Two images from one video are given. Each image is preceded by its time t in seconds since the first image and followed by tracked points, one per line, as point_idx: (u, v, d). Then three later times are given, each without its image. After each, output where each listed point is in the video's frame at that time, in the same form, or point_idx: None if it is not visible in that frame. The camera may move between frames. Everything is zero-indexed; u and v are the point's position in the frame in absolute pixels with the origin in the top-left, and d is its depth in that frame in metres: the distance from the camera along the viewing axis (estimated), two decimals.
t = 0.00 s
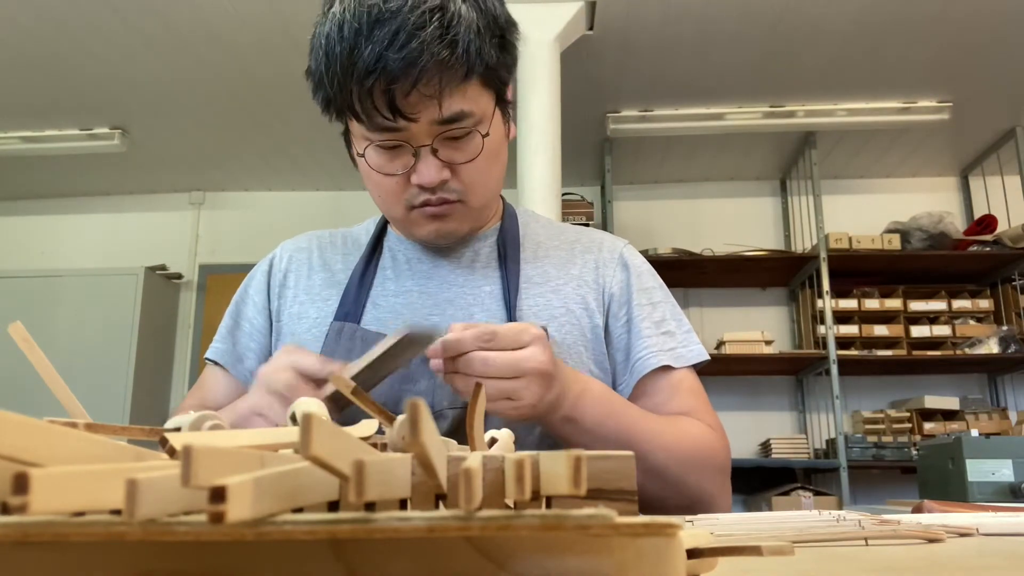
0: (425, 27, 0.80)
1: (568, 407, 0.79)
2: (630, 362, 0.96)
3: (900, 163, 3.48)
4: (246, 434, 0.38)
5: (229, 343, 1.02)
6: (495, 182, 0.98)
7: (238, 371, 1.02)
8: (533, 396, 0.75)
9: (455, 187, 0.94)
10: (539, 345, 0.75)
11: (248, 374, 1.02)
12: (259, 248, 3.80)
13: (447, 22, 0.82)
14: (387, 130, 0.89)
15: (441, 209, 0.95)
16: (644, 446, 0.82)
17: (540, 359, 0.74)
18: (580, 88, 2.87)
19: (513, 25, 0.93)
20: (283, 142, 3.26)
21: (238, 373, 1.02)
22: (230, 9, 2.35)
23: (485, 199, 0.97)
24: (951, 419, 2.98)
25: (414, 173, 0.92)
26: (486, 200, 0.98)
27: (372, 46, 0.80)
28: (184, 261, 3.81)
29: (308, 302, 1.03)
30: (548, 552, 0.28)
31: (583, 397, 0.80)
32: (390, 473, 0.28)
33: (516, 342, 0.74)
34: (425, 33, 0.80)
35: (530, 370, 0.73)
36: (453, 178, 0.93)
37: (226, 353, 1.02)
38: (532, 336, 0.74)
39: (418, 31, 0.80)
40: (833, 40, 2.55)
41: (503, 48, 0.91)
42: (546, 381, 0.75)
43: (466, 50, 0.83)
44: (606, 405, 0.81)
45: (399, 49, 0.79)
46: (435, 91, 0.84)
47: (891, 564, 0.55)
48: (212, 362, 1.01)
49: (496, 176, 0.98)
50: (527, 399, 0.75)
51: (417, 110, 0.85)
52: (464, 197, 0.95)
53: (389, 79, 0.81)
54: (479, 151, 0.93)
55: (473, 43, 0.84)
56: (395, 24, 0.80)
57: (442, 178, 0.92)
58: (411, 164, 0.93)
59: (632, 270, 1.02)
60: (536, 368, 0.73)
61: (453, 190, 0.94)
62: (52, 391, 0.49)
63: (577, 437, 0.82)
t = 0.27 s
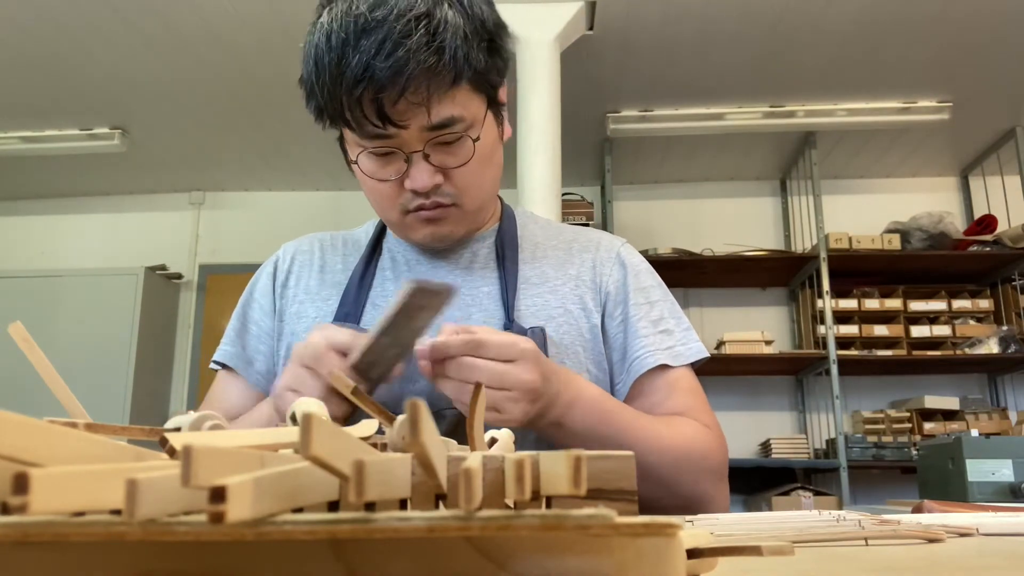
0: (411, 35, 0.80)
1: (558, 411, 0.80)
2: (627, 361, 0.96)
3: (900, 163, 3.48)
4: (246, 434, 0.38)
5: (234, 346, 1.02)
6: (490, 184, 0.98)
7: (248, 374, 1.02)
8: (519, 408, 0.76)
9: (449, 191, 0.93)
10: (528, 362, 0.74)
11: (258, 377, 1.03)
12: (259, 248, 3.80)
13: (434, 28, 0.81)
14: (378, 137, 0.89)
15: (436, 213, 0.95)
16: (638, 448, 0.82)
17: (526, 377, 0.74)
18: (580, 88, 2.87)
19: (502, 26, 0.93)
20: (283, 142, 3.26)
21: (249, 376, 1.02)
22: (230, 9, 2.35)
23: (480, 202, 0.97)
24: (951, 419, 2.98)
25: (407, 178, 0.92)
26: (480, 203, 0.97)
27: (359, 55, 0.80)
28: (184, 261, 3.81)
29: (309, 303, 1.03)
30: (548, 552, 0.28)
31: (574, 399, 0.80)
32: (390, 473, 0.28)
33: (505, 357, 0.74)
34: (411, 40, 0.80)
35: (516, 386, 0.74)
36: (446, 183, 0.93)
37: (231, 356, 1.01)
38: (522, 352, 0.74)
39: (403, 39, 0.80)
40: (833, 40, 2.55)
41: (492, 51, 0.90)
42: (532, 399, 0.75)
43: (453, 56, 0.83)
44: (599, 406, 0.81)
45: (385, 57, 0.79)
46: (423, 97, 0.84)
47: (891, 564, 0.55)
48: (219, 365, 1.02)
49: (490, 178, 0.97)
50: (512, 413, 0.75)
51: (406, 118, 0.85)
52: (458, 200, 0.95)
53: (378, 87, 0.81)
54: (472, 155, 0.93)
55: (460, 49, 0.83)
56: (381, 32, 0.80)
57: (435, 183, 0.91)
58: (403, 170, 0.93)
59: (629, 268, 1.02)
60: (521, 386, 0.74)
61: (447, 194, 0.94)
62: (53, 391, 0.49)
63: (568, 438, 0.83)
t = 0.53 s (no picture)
0: (415, 32, 0.80)
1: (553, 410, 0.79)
2: (631, 364, 0.96)
3: (900, 163, 3.48)
4: (248, 434, 0.38)
5: (240, 342, 1.00)
6: (495, 182, 0.98)
7: (253, 372, 0.99)
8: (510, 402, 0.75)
9: (454, 188, 0.93)
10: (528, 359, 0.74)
11: (262, 374, 1.00)
12: (259, 248, 3.79)
13: (437, 25, 0.82)
14: (383, 134, 0.89)
15: (441, 211, 0.95)
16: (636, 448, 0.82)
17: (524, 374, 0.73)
18: (580, 88, 2.87)
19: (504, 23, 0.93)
20: (282, 142, 3.26)
21: (254, 373, 0.99)
22: (230, 9, 2.35)
23: (485, 199, 0.97)
24: (951, 419, 2.98)
25: (412, 176, 0.92)
26: (485, 200, 0.97)
27: (363, 53, 0.80)
28: (184, 261, 3.80)
29: (311, 301, 1.03)
30: (547, 552, 0.28)
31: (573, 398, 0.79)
32: (390, 474, 0.28)
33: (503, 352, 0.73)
34: (415, 37, 0.80)
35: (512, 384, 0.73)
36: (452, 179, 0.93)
37: (238, 352, 0.99)
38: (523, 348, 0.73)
39: (407, 36, 0.80)
40: (833, 40, 2.55)
41: (494, 49, 0.91)
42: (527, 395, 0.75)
43: (457, 52, 0.83)
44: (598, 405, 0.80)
45: (389, 54, 0.79)
46: (428, 94, 0.84)
47: (891, 564, 0.55)
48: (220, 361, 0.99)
49: (495, 176, 0.97)
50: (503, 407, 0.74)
51: (411, 114, 0.85)
52: (463, 197, 0.94)
53: (382, 85, 0.81)
54: (477, 152, 0.93)
55: (463, 46, 0.84)
56: (385, 30, 0.80)
57: (441, 180, 0.91)
58: (408, 168, 0.93)
59: (633, 271, 1.02)
60: (518, 382, 0.73)
61: (452, 191, 0.94)
62: (52, 391, 0.49)
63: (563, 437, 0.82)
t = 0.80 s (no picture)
0: (409, 27, 0.81)
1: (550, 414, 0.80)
2: (630, 360, 0.96)
3: (900, 163, 3.48)
4: (247, 434, 0.38)
5: (235, 347, 1.02)
6: (492, 179, 0.97)
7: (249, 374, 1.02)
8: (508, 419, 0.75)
9: (451, 185, 0.93)
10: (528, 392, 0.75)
11: (259, 375, 1.02)
12: (259, 248, 3.79)
13: (431, 20, 0.82)
14: (378, 131, 0.88)
15: (437, 208, 0.95)
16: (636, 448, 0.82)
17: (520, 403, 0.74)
18: (580, 88, 2.87)
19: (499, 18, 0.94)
20: (283, 142, 3.26)
21: (250, 375, 1.02)
22: (231, 9, 2.35)
23: (481, 196, 0.97)
24: (951, 419, 2.98)
25: (407, 173, 0.92)
26: (482, 197, 0.97)
27: (356, 48, 0.80)
28: (184, 261, 3.80)
29: (306, 301, 1.03)
30: (548, 552, 0.28)
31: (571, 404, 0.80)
32: (390, 473, 0.28)
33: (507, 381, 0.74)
34: (409, 32, 0.80)
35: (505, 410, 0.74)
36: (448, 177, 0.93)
37: (232, 357, 1.01)
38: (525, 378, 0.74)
39: (400, 31, 0.80)
40: (833, 40, 2.56)
41: (488, 43, 0.91)
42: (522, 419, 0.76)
43: (451, 46, 0.83)
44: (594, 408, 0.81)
45: (382, 49, 0.79)
46: (422, 89, 0.84)
47: (892, 564, 0.55)
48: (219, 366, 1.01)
49: (491, 172, 0.97)
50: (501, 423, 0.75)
51: (407, 111, 0.85)
52: (460, 194, 0.94)
53: (376, 80, 0.81)
54: (472, 148, 0.93)
55: (458, 40, 0.84)
56: (378, 25, 0.80)
57: (437, 177, 0.91)
58: (404, 165, 0.92)
59: (631, 267, 1.02)
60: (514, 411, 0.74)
61: (449, 188, 0.93)
62: (53, 391, 0.49)
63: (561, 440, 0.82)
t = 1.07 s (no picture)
0: (366, 12, 0.82)
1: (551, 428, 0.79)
2: (623, 357, 0.96)
3: (900, 163, 3.48)
4: (246, 434, 0.38)
5: (222, 356, 1.03)
6: (462, 178, 0.95)
7: (235, 383, 1.02)
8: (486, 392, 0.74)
9: (413, 180, 0.91)
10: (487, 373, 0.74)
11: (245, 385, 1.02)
12: (259, 248, 3.79)
13: (391, 7, 0.83)
14: (340, 119, 0.89)
15: (401, 203, 0.94)
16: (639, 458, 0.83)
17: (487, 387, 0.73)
18: (581, 88, 2.87)
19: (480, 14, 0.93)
20: (282, 142, 3.26)
21: (235, 384, 1.02)
22: (230, 9, 2.35)
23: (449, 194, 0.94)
24: (951, 419, 2.98)
25: (370, 164, 0.91)
26: (450, 195, 0.95)
27: (314, 32, 0.82)
28: (184, 261, 3.80)
29: (294, 306, 1.03)
30: (549, 552, 0.28)
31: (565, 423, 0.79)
32: (390, 473, 0.28)
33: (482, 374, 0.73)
34: (365, 17, 0.81)
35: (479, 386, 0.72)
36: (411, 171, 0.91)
37: (219, 367, 1.02)
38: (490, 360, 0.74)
39: (357, 15, 0.81)
40: (834, 40, 2.56)
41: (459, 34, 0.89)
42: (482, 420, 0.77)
43: (409, 33, 0.83)
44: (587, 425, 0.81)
45: (336, 32, 0.81)
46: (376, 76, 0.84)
47: (892, 564, 0.55)
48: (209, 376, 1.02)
49: (462, 171, 0.95)
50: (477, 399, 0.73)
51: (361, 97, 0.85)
52: (424, 190, 0.92)
53: (330, 63, 0.82)
54: (438, 143, 0.91)
55: (418, 29, 0.83)
56: (337, 11, 0.82)
57: (397, 169, 0.90)
58: (368, 155, 0.92)
59: (623, 261, 1.01)
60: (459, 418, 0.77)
61: (412, 183, 0.92)
62: (53, 391, 0.49)
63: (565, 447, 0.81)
